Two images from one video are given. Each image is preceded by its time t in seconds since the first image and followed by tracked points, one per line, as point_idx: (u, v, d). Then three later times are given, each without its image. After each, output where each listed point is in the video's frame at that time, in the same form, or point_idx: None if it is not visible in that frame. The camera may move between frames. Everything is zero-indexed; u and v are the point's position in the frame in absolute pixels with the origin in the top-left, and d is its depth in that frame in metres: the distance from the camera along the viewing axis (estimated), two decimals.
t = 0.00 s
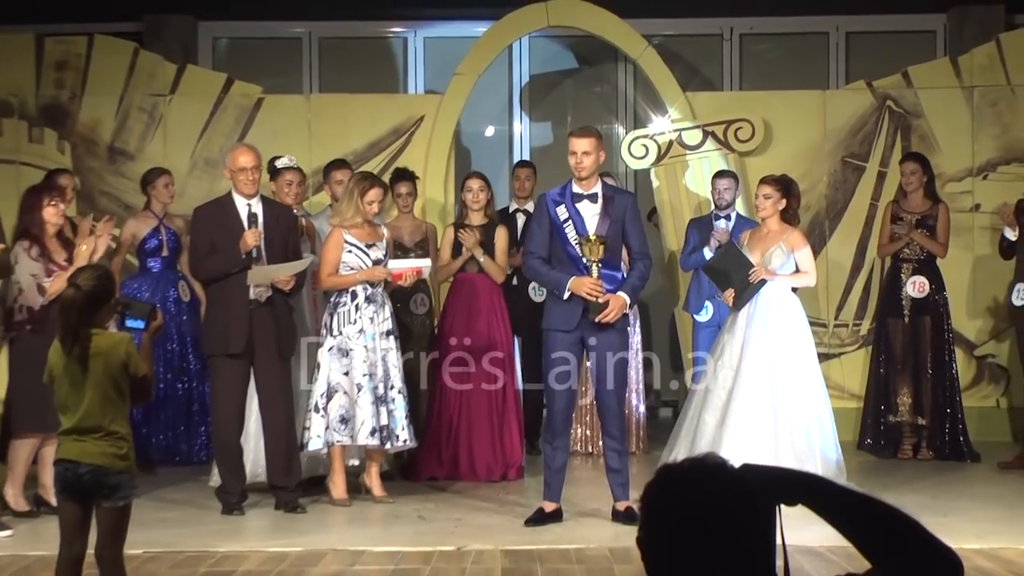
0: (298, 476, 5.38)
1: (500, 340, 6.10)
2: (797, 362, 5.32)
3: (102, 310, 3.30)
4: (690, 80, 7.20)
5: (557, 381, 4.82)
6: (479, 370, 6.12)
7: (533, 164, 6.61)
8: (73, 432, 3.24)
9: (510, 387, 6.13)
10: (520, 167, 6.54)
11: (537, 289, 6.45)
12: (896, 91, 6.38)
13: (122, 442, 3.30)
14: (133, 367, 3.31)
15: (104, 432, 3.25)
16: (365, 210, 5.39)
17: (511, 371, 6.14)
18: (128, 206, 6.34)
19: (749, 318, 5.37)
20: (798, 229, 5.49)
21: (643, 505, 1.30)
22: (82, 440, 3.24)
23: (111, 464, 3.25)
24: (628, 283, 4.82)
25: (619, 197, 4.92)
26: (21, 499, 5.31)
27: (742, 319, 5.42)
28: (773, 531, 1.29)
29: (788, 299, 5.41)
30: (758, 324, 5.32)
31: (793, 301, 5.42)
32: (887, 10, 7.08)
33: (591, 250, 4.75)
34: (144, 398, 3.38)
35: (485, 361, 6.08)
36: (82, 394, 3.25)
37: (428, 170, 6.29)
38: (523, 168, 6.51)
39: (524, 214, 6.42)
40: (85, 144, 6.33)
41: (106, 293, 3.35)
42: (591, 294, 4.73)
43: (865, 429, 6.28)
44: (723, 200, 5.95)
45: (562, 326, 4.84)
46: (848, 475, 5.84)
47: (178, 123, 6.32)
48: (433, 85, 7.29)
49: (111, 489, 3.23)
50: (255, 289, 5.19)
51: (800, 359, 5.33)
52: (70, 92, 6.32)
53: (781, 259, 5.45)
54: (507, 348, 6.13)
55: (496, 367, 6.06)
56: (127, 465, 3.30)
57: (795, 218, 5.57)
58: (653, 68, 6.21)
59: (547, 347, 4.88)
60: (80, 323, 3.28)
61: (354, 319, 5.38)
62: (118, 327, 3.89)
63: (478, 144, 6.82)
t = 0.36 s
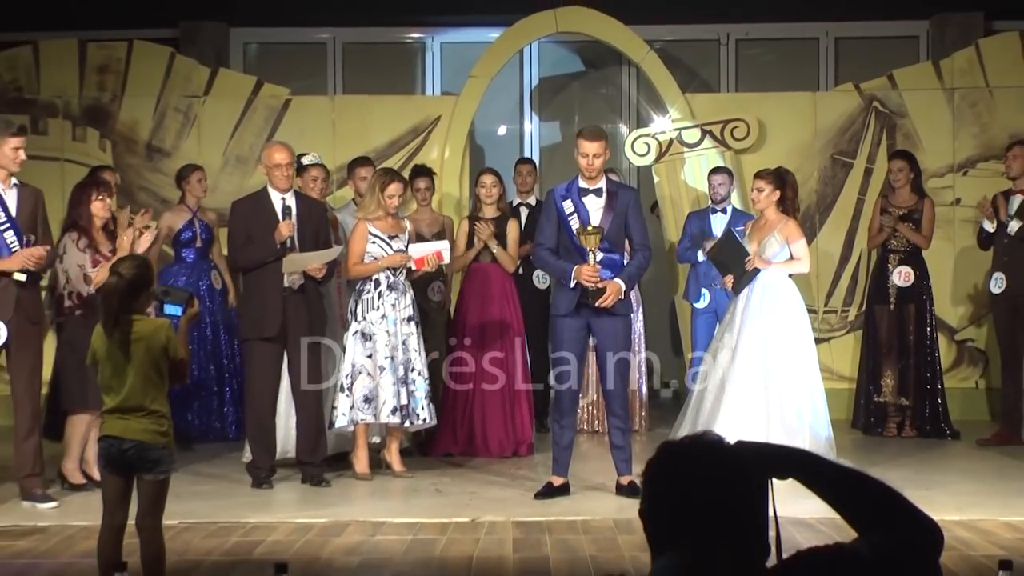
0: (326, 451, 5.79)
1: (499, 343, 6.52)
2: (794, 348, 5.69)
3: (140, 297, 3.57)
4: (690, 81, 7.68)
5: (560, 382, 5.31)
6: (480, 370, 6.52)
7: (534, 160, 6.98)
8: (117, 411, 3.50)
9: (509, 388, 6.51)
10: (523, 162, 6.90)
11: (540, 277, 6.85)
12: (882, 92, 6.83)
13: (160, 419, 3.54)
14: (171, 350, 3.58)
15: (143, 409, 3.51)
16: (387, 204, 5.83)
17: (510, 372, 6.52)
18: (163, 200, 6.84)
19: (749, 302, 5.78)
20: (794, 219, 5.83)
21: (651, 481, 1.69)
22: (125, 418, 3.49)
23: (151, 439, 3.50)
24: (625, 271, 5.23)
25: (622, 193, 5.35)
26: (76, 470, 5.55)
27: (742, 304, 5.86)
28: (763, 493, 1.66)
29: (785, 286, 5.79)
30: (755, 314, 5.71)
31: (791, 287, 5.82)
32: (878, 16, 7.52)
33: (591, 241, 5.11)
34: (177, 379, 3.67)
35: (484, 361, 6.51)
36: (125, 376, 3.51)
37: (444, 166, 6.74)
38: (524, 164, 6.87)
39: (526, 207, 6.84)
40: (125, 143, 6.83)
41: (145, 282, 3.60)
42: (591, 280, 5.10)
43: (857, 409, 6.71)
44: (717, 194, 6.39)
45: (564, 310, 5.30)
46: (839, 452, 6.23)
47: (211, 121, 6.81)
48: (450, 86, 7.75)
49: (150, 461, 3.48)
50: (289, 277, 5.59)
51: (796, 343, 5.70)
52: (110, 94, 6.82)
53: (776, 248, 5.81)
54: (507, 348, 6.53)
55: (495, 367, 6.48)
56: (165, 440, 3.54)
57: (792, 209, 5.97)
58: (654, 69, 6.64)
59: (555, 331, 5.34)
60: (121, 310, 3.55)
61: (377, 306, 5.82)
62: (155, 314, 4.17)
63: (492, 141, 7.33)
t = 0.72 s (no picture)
0: (334, 440, 5.51)
1: (499, 342, 6.42)
2: (800, 341, 5.65)
3: (150, 284, 3.44)
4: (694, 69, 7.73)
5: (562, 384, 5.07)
6: (481, 370, 6.43)
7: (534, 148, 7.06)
8: (126, 399, 3.39)
9: (511, 388, 6.38)
10: (524, 152, 6.89)
11: (544, 264, 6.89)
12: (885, 81, 7.02)
13: (172, 406, 3.43)
14: (181, 339, 3.45)
15: (153, 397, 3.40)
16: (390, 191, 5.52)
17: (512, 371, 6.40)
18: (170, 187, 7.09)
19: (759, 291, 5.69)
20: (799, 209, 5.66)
21: (651, 467, 1.66)
22: (136, 406, 3.38)
23: (162, 426, 3.39)
24: (629, 256, 4.97)
25: (627, 180, 5.09)
26: (89, 457, 5.19)
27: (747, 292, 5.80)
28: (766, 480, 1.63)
29: (793, 277, 5.72)
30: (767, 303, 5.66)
31: (799, 282, 5.74)
32: (878, 5, 7.60)
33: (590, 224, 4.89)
34: (187, 369, 3.53)
35: (484, 361, 6.40)
36: (134, 364, 3.40)
37: (450, 153, 6.87)
38: (525, 154, 6.89)
39: (529, 195, 6.90)
40: (133, 131, 7.11)
41: (156, 268, 3.46)
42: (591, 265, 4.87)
43: (860, 395, 6.75)
44: (714, 182, 6.47)
45: (569, 297, 5.04)
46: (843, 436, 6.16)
47: (219, 109, 7.08)
48: (454, 75, 7.82)
49: (162, 449, 3.37)
50: (304, 265, 5.35)
51: (802, 334, 5.67)
52: (118, 83, 7.10)
53: (779, 238, 5.68)
54: (507, 347, 6.42)
55: (495, 368, 6.37)
56: (176, 428, 3.43)
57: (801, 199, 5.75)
58: (658, 57, 6.73)
59: (560, 320, 5.06)
60: (131, 296, 3.43)
61: (381, 292, 5.50)
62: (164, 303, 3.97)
63: (496, 129, 7.59)
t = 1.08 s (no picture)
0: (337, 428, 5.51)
1: (499, 342, 6.41)
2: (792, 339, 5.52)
3: (152, 270, 3.44)
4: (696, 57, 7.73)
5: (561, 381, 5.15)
6: (481, 371, 6.42)
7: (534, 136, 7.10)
8: (130, 386, 3.40)
9: (511, 388, 6.37)
10: (525, 139, 6.92)
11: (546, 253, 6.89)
12: (887, 69, 7.04)
13: (177, 394, 3.45)
14: (184, 327, 3.46)
15: (158, 385, 3.41)
16: (391, 179, 5.50)
17: (512, 372, 6.39)
18: (172, 175, 7.11)
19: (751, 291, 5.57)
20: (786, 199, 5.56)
21: (655, 450, 1.66)
22: (141, 394, 3.39)
23: (167, 414, 3.41)
24: (630, 242, 4.96)
25: (630, 167, 5.08)
26: (91, 445, 5.19)
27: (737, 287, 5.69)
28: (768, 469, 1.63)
29: (784, 269, 5.61)
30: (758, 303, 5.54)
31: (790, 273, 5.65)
32: None
33: (562, 210, 4.90)
34: (193, 358, 3.54)
35: (484, 361, 6.41)
36: (137, 351, 3.41)
37: (452, 142, 6.91)
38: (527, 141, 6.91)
39: (530, 182, 6.90)
40: (134, 119, 7.12)
41: (160, 254, 3.47)
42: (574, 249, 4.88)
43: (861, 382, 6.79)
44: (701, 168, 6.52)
45: (570, 286, 5.04)
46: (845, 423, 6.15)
47: (220, 97, 7.11)
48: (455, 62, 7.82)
49: (168, 437, 3.39)
50: (316, 253, 5.34)
51: (794, 330, 5.54)
52: (120, 70, 7.11)
53: (762, 228, 5.59)
54: (508, 348, 6.41)
55: (494, 368, 6.37)
56: (181, 416, 3.44)
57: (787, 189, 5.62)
58: (659, 45, 6.79)
59: (562, 309, 5.06)
60: (133, 282, 3.43)
61: (379, 281, 5.50)
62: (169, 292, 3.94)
63: (498, 117, 7.63)
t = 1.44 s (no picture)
0: (343, 416, 5.50)
1: (500, 342, 6.40)
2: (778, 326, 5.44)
3: (162, 259, 3.44)
4: (700, 45, 7.72)
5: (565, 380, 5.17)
6: (481, 370, 6.43)
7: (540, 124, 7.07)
8: (140, 376, 3.41)
9: (511, 387, 6.38)
10: (530, 127, 6.93)
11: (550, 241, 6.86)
12: (891, 57, 7.04)
13: (188, 384, 3.46)
14: (194, 316, 3.47)
15: (169, 374, 3.42)
16: (396, 167, 5.49)
17: (512, 371, 6.39)
18: (177, 163, 7.13)
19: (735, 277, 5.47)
20: (769, 188, 5.48)
21: (659, 439, 1.68)
22: (151, 384, 3.39)
23: (179, 404, 3.41)
24: (633, 233, 4.94)
25: (634, 155, 5.06)
26: (96, 433, 5.20)
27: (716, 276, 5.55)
28: (772, 455, 1.64)
29: (766, 259, 5.54)
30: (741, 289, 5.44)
31: (774, 264, 5.58)
32: None
33: (577, 204, 4.91)
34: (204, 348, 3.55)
35: (484, 361, 6.41)
36: (147, 341, 3.42)
37: (457, 131, 6.95)
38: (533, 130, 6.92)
39: (535, 170, 6.90)
40: (138, 107, 7.14)
41: (170, 243, 3.45)
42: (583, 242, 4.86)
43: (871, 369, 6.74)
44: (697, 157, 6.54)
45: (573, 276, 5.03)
46: (849, 411, 6.16)
47: (225, 85, 7.15)
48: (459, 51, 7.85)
49: (180, 427, 3.40)
50: (329, 241, 5.33)
51: (780, 320, 5.46)
52: (124, 59, 7.13)
53: (746, 219, 5.47)
54: (510, 349, 6.40)
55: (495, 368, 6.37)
56: (192, 405, 3.45)
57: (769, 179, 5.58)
58: (663, 33, 6.81)
59: (566, 297, 5.06)
60: (142, 271, 3.43)
61: (380, 271, 5.51)
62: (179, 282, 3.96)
63: (502, 105, 7.67)
